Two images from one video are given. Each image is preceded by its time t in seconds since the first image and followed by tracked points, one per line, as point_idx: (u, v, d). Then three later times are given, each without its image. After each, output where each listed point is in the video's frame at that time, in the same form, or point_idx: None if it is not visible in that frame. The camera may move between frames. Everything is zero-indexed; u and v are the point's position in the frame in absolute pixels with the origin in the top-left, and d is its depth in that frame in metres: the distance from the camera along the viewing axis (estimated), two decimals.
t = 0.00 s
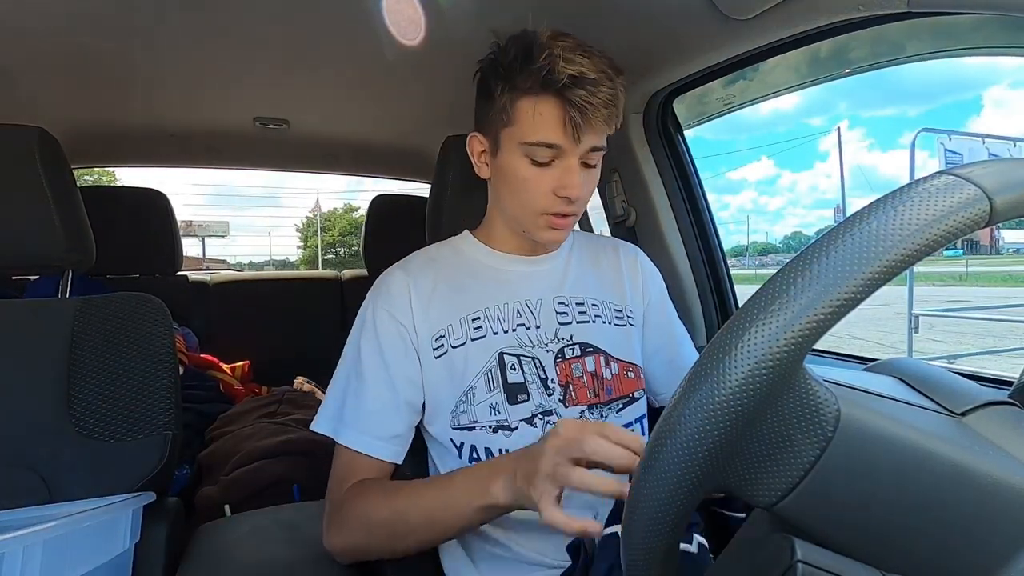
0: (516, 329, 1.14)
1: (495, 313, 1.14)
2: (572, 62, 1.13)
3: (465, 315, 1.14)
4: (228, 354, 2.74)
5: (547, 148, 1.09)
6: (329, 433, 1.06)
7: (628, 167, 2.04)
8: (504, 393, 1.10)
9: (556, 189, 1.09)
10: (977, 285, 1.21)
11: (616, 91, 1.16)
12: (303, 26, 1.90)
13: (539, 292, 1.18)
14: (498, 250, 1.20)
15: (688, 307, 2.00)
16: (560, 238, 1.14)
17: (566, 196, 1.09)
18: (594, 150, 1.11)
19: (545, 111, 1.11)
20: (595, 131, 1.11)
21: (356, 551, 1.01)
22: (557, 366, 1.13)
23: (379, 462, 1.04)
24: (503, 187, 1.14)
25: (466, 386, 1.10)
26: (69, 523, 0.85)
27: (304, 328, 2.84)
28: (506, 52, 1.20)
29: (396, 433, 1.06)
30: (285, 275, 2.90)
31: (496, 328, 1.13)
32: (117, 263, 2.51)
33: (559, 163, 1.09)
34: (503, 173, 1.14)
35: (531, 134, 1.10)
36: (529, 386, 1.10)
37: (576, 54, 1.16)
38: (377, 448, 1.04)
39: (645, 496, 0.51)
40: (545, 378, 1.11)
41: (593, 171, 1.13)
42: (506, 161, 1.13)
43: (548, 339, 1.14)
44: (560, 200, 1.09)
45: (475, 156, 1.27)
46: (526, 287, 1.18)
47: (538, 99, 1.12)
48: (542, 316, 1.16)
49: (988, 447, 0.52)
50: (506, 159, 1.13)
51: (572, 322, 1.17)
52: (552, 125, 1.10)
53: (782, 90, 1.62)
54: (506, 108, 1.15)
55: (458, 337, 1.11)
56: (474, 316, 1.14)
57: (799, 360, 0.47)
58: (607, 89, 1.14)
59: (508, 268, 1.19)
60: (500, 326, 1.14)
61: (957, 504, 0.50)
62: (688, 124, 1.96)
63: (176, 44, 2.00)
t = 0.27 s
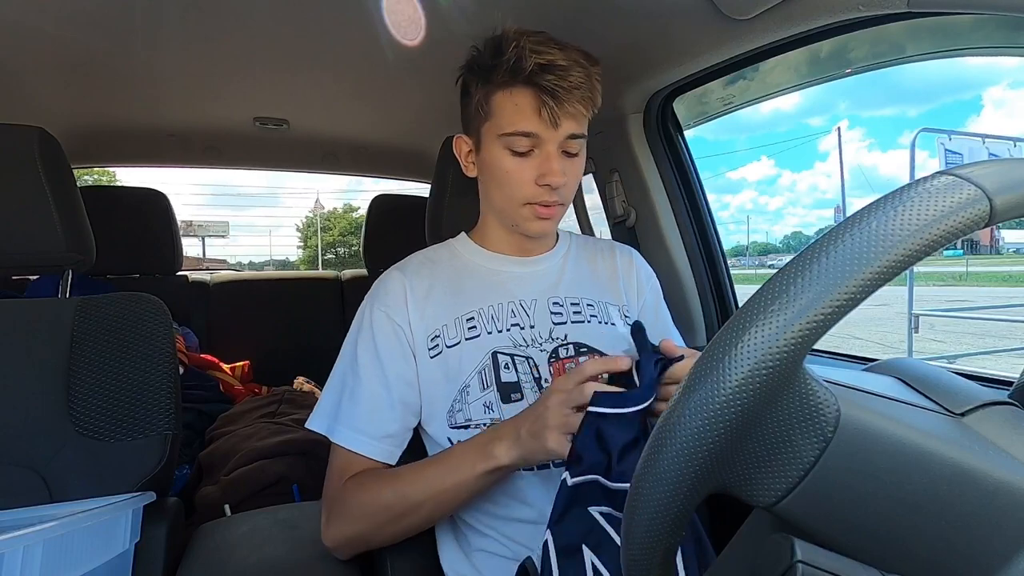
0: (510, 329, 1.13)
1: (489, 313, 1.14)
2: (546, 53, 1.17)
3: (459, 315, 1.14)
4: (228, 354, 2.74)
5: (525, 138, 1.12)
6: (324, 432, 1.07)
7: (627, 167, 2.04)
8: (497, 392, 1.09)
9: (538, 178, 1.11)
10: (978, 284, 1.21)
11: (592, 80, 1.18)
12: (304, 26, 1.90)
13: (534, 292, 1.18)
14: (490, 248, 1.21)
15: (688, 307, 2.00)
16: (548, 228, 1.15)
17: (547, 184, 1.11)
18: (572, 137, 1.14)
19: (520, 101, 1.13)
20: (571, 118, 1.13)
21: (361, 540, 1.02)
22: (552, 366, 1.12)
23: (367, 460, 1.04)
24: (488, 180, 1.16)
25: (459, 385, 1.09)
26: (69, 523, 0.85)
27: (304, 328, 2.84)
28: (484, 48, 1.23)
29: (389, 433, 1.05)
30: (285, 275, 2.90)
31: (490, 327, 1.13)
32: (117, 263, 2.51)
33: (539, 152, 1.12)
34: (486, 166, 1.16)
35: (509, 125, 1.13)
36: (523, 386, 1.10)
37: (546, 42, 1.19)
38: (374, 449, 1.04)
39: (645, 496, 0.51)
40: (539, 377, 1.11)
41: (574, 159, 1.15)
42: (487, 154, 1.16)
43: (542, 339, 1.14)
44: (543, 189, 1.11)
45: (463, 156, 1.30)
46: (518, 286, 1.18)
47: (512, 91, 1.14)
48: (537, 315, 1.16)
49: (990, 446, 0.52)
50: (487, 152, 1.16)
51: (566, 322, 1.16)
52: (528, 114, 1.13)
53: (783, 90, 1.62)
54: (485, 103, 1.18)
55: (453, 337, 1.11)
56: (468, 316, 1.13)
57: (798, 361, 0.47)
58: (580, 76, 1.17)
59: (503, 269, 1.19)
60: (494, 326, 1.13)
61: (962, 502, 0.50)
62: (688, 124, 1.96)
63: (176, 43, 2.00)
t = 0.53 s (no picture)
0: (509, 330, 1.14)
1: (488, 313, 1.14)
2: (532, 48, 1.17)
3: (458, 315, 1.14)
4: (228, 354, 2.74)
5: (515, 131, 1.12)
6: (327, 434, 1.06)
7: (628, 167, 2.05)
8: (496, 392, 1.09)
9: (529, 170, 1.10)
10: (978, 284, 1.21)
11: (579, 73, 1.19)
12: (304, 26, 1.90)
13: (532, 292, 1.18)
14: (488, 248, 1.21)
15: (688, 307, 2.00)
16: (543, 223, 1.14)
17: (539, 176, 1.10)
18: (562, 129, 1.13)
19: (507, 96, 1.14)
20: (559, 109, 1.13)
21: (360, 540, 1.02)
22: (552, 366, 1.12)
23: (372, 458, 1.03)
24: (481, 178, 1.16)
25: (458, 385, 1.09)
26: (69, 523, 0.85)
27: (304, 328, 2.84)
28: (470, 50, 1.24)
29: (392, 430, 1.05)
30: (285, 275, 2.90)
31: (489, 328, 1.13)
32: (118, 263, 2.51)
33: (529, 145, 1.12)
34: (478, 163, 1.16)
35: (498, 120, 1.13)
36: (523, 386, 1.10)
37: (531, 38, 1.19)
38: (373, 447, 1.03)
39: (645, 496, 0.51)
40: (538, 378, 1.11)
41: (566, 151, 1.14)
42: (478, 151, 1.16)
43: (542, 340, 1.14)
44: (535, 181, 1.11)
45: (457, 158, 1.30)
46: (517, 287, 1.18)
47: (498, 86, 1.15)
48: (536, 316, 1.16)
49: (990, 446, 0.52)
50: (478, 149, 1.16)
51: (566, 322, 1.16)
52: (515, 108, 1.13)
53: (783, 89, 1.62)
54: (474, 102, 1.19)
55: (452, 337, 1.11)
56: (467, 316, 1.13)
57: (798, 361, 0.47)
58: (565, 67, 1.17)
59: (502, 269, 1.19)
60: (493, 327, 1.13)
61: (962, 503, 0.50)
62: (688, 124, 1.96)
63: (176, 43, 2.00)
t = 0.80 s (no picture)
0: (510, 333, 1.14)
1: (488, 315, 1.14)
2: (534, 48, 1.18)
3: (459, 316, 1.14)
4: (229, 354, 2.74)
5: (516, 132, 1.12)
6: (331, 434, 1.06)
7: (628, 167, 2.05)
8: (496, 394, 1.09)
9: (531, 171, 1.10)
10: (978, 284, 1.21)
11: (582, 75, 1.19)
12: (303, 26, 1.90)
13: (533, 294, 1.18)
14: (492, 251, 1.21)
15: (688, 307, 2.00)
16: (544, 226, 1.14)
17: (540, 177, 1.09)
18: (563, 130, 1.13)
19: (508, 97, 1.14)
20: (560, 111, 1.13)
21: (360, 540, 1.02)
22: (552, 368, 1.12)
23: (374, 458, 1.03)
24: (482, 179, 1.16)
25: (458, 387, 1.10)
26: (69, 522, 0.85)
27: (303, 328, 2.84)
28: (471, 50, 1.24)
29: (394, 430, 1.05)
30: (285, 275, 2.90)
31: (490, 330, 1.13)
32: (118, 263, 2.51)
33: (530, 146, 1.12)
34: (480, 164, 1.16)
35: (499, 121, 1.13)
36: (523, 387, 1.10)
37: (532, 39, 1.19)
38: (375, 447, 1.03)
39: (646, 495, 0.51)
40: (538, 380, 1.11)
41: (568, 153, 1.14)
42: (480, 152, 1.16)
43: (542, 343, 1.14)
44: (536, 183, 1.10)
45: (459, 159, 1.30)
46: (519, 288, 1.18)
47: (499, 87, 1.15)
48: (537, 318, 1.16)
49: (990, 446, 0.52)
50: (480, 150, 1.16)
51: (567, 325, 1.16)
52: (517, 109, 1.13)
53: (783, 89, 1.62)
54: (476, 103, 1.19)
55: (452, 338, 1.11)
56: (467, 318, 1.13)
57: (798, 361, 0.47)
58: (567, 68, 1.17)
59: (502, 269, 1.19)
60: (493, 328, 1.13)
61: (962, 503, 0.50)
62: (687, 124, 1.96)
63: (177, 44, 2.00)
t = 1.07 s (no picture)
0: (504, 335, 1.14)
1: (483, 316, 1.15)
2: (535, 43, 1.18)
3: (454, 316, 1.14)
4: (229, 354, 2.75)
5: (512, 127, 1.11)
6: (320, 422, 1.06)
7: (627, 167, 2.05)
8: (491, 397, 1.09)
9: (525, 167, 1.09)
10: (978, 284, 1.21)
11: (587, 70, 1.18)
12: (303, 26, 1.90)
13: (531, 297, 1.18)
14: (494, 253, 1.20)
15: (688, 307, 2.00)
16: (540, 223, 1.12)
17: (534, 173, 1.08)
18: (561, 126, 1.12)
19: (506, 91, 1.14)
20: (559, 106, 1.12)
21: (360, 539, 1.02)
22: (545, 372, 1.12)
23: (355, 445, 1.02)
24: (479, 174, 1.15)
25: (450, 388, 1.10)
26: (69, 522, 0.85)
27: (303, 328, 2.84)
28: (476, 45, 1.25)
29: (382, 420, 1.05)
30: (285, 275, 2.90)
31: (484, 333, 1.13)
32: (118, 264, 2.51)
33: (526, 141, 1.11)
34: (477, 159, 1.15)
35: (497, 115, 1.13)
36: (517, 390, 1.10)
37: (536, 35, 1.19)
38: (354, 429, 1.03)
39: (645, 496, 0.51)
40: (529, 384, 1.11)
41: (567, 150, 1.12)
42: (478, 148, 1.15)
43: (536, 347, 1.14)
44: (530, 179, 1.09)
45: (462, 156, 1.30)
46: (516, 290, 1.18)
47: (498, 82, 1.15)
48: (533, 322, 1.16)
49: (989, 446, 0.52)
50: (478, 146, 1.16)
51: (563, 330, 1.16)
52: (513, 104, 1.12)
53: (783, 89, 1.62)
54: (476, 98, 1.19)
55: (446, 338, 1.12)
56: (463, 319, 1.14)
57: (798, 361, 0.47)
58: (568, 62, 1.16)
59: (501, 270, 1.18)
60: (487, 330, 1.14)
61: (962, 503, 0.50)
62: (687, 124, 1.96)
63: (177, 44, 2.01)
